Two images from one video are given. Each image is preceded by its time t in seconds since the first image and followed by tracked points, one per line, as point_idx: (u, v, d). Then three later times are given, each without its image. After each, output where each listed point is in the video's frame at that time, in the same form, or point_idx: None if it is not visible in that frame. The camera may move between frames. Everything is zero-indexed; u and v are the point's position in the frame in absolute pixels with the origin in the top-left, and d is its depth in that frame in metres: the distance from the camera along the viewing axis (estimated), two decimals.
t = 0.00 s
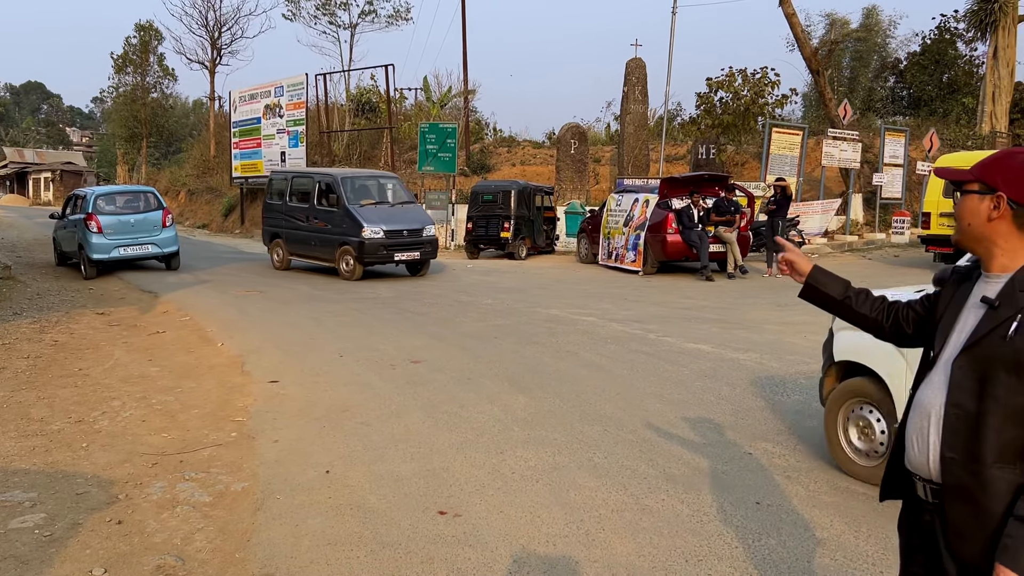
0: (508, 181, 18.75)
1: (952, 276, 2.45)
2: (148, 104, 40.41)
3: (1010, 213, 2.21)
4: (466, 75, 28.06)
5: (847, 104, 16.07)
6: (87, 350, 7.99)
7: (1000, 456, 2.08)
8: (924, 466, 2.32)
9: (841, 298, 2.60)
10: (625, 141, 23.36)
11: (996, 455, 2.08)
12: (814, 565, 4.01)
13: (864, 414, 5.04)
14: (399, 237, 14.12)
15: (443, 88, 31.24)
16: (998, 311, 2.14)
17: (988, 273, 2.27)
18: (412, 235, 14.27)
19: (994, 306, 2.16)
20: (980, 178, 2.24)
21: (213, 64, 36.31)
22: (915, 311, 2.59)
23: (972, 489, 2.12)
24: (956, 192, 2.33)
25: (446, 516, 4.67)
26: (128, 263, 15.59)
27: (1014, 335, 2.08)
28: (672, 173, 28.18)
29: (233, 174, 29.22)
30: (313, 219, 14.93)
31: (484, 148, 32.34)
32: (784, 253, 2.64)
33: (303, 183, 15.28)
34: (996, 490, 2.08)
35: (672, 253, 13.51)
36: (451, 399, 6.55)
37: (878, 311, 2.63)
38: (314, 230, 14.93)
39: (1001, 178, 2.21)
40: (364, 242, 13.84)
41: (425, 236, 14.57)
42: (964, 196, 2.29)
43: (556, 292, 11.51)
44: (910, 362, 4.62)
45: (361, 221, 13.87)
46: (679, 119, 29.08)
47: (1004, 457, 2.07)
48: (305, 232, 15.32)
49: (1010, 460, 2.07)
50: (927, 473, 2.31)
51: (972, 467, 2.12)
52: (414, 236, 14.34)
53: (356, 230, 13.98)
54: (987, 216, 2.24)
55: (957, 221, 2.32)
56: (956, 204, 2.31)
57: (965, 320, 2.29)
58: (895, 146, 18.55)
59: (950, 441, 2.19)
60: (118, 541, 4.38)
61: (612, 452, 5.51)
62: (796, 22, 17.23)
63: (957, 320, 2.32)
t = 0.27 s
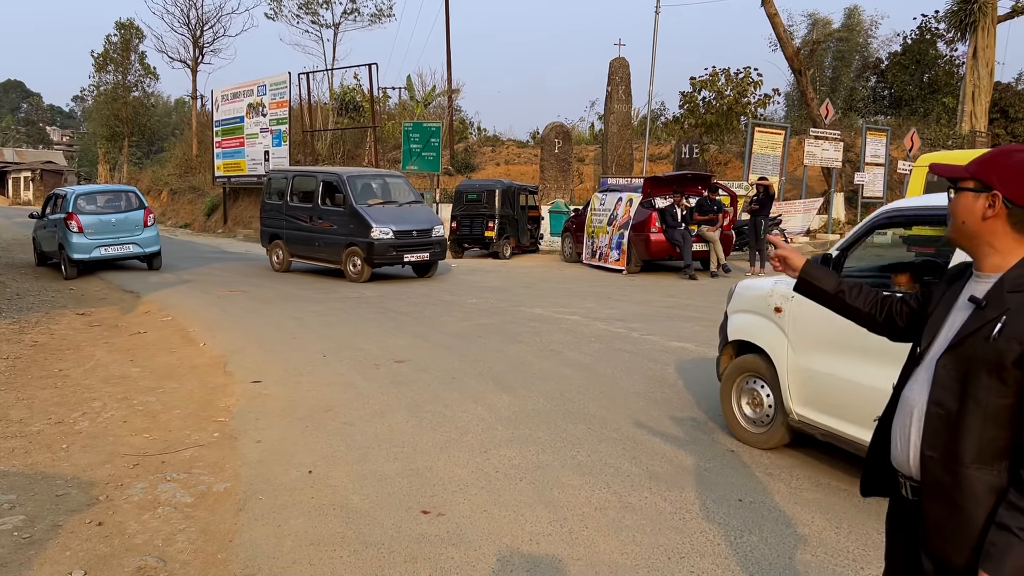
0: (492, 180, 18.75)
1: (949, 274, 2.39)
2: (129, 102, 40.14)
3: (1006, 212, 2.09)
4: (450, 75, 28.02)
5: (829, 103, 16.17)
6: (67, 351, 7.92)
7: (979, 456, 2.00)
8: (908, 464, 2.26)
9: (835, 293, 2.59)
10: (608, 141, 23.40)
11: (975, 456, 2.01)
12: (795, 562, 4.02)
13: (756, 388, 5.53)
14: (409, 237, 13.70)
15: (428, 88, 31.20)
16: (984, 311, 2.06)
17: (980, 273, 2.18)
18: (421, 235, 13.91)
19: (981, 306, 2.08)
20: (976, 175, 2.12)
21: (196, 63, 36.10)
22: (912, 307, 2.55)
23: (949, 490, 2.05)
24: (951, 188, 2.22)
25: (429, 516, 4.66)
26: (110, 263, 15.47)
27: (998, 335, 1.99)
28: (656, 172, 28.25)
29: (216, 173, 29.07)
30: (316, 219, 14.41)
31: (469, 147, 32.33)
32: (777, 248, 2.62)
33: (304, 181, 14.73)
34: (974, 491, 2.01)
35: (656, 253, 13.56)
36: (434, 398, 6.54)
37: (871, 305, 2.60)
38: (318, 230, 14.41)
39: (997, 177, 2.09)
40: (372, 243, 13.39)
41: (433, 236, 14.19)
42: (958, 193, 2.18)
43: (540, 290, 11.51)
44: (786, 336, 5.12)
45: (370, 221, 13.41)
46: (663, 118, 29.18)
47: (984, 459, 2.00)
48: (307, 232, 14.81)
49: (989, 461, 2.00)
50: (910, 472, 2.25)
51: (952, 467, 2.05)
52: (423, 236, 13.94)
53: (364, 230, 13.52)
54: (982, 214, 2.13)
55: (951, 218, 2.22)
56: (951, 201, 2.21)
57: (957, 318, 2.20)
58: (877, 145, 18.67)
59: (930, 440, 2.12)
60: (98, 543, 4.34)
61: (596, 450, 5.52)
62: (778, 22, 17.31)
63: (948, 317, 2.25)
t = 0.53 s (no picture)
0: (476, 179, 18.73)
1: (934, 274, 2.38)
2: (109, 101, 39.81)
3: (990, 211, 2.06)
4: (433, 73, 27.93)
5: (810, 102, 16.25)
6: (47, 351, 7.84)
7: (961, 457, 1.99)
8: (892, 464, 2.25)
9: (823, 291, 2.60)
10: (592, 139, 23.41)
11: (956, 456, 2.00)
12: (776, 559, 4.03)
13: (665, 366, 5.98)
14: (419, 237, 13.40)
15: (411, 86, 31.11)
16: (967, 311, 2.03)
17: (964, 273, 2.17)
18: (432, 235, 13.60)
19: (964, 306, 2.06)
20: (960, 173, 2.09)
21: (177, 61, 35.83)
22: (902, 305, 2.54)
23: (932, 490, 2.04)
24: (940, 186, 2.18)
25: (412, 515, 4.64)
26: (89, 263, 15.33)
27: (979, 336, 1.97)
28: (639, 171, 28.28)
29: (197, 172, 28.87)
30: (322, 219, 14.03)
31: (452, 146, 32.26)
32: (763, 247, 2.61)
33: (307, 180, 14.34)
34: (958, 492, 1.99)
35: (638, 251, 13.64)
36: (417, 398, 6.52)
37: (858, 303, 2.61)
38: (324, 231, 14.05)
39: (983, 175, 2.05)
40: (383, 244, 13.06)
41: (443, 236, 13.89)
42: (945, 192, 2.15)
43: (523, 289, 11.52)
44: (687, 317, 5.58)
45: (381, 221, 13.08)
46: (646, 117, 29.22)
47: (967, 460, 1.99)
48: (311, 233, 14.43)
49: (971, 461, 1.98)
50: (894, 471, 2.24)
51: (934, 468, 2.04)
52: (433, 236, 13.64)
53: (374, 230, 13.18)
54: (965, 214, 2.09)
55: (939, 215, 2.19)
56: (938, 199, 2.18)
57: (940, 319, 2.19)
58: (858, 144, 18.77)
59: (912, 440, 2.11)
60: (77, 546, 4.29)
61: (578, 449, 5.52)
62: (760, 21, 17.37)
63: (933, 315, 2.23)
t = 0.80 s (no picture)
0: (461, 178, 18.72)
1: (917, 269, 2.39)
2: (91, 100, 39.50)
3: (952, 209, 2.06)
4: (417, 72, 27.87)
5: (794, 101, 16.33)
6: (28, 352, 7.77)
7: (939, 455, 1.99)
8: (873, 462, 2.25)
9: (814, 280, 2.60)
10: (576, 138, 23.41)
11: (935, 454, 2.00)
12: (759, 556, 4.03)
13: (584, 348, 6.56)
14: (435, 237, 13.17)
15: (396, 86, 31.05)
16: (943, 309, 2.03)
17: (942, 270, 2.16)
18: (447, 235, 13.36)
19: (940, 304, 2.06)
20: (927, 174, 2.11)
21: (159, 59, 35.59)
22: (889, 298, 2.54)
23: (911, 488, 2.05)
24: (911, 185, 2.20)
25: (396, 515, 4.60)
26: (71, 263, 15.22)
27: (955, 334, 1.97)
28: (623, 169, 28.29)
29: (180, 172, 28.69)
30: (332, 219, 13.73)
31: (437, 145, 32.21)
32: (762, 226, 2.58)
33: (316, 180, 14.01)
34: (936, 489, 2.00)
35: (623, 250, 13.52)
36: (401, 398, 6.51)
37: (847, 295, 2.61)
38: (334, 232, 13.76)
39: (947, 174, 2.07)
40: (399, 245, 12.80)
41: (458, 235, 13.68)
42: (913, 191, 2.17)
43: (508, 288, 11.52)
44: (604, 302, 6.13)
45: (397, 222, 12.83)
46: (630, 116, 29.26)
47: (945, 459, 1.99)
48: (320, 234, 14.11)
49: (949, 459, 1.99)
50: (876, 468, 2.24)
51: (913, 466, 2.04)
52: (448, 236, 13.43)
53: (389, 231, 12.92)
54: (928, 210, 2.10)
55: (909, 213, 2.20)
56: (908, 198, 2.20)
57: (918, 316, 2.18)
58: (841, 143, 18.87)
59: (891, 438, 2.11)
60: (58, 548, 4.23)
61: (563, 448, 5.51)
62: (744, 21, 17.41)
63: (912, 312, 2.23)
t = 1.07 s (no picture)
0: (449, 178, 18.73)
1: (904, 266, 2.38)
2: (76, 99, 39.26)
3: (934, 207, 2.07)
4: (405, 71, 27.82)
5: (780, 100, 16.39)
6: (12, 354, 7.72)
7: (917, 452, 2.00)
8: (856, 458, 2.26)
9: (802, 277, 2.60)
10: (564, 138, 23.42)
11: (912, 452, 2.01)
12: (747, 554, 4.02)
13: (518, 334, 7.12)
14: (456, 238, 13.04)
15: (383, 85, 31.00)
16: (923, 307, 2.04)
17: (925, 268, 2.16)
18: (468, 236, 13.20)
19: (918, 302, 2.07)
20: (908, 172, 2.12)
21: (145, 59, 35.43)
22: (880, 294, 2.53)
23: (889, 483, 2.06)
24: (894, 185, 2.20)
25: (383, 516, 4.54)
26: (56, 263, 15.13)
27: (932, 331, 1.97)
28: (611, 169, 28.30)
29: (167, 172, 28.57)
30: (348, 220, 13.54)
31: (425, 144, 32.17)
32: (748, 226, 2.60)
33: (331, 179, 13.82)
34: (913, 486, 2.00)
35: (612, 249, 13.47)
36: (389, 398, 6.50)
37: (837, 290, 2.61)
38: (350, 233, 13.57)
39: (927, 173, 2.07)
40: (421, 245, 12.66)
41: (478, 235, 13.56)
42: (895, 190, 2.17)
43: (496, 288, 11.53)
44: (536, 291, 6.69)
45: (418, 222, 12.69)
46: (618, 115, 29.30)
47: (921, 455, 2.00)
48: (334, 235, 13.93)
49: (926, 455, 1.99)
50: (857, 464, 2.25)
51: (892, 463, 2.05)
52: (469, 236, 13.30)
53: (410, 231, 12.77)
54: (910, 210, 2.11)
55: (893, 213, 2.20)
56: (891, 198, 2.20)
57: (902, 314, 2.19)
58: (828, 142, 18.95)
59: (871, 435, 2.12)
60: (43, 550, 4.16)
61: (551, 447, 5.51)
62: (731, 20, 17.46)
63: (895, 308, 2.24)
